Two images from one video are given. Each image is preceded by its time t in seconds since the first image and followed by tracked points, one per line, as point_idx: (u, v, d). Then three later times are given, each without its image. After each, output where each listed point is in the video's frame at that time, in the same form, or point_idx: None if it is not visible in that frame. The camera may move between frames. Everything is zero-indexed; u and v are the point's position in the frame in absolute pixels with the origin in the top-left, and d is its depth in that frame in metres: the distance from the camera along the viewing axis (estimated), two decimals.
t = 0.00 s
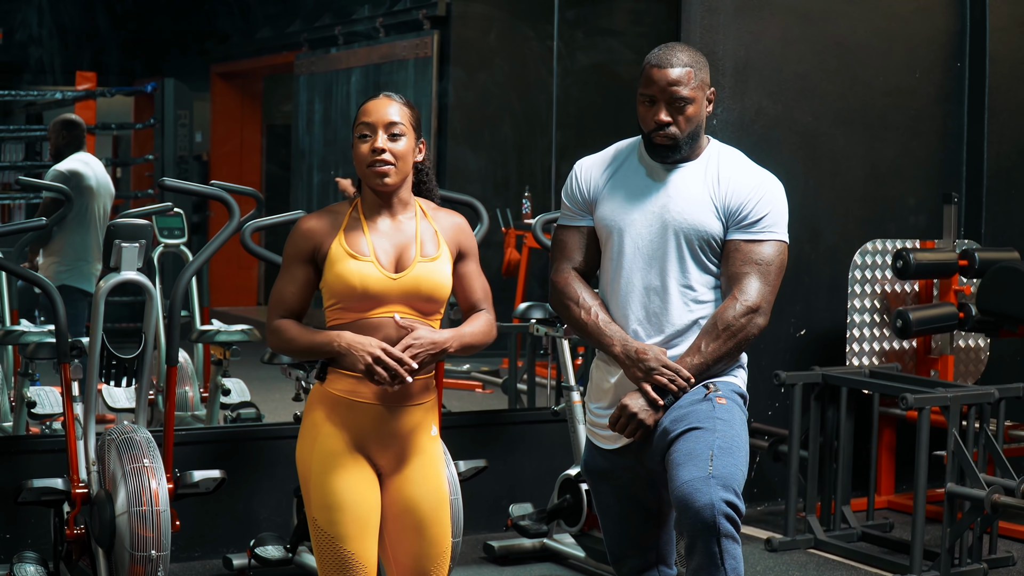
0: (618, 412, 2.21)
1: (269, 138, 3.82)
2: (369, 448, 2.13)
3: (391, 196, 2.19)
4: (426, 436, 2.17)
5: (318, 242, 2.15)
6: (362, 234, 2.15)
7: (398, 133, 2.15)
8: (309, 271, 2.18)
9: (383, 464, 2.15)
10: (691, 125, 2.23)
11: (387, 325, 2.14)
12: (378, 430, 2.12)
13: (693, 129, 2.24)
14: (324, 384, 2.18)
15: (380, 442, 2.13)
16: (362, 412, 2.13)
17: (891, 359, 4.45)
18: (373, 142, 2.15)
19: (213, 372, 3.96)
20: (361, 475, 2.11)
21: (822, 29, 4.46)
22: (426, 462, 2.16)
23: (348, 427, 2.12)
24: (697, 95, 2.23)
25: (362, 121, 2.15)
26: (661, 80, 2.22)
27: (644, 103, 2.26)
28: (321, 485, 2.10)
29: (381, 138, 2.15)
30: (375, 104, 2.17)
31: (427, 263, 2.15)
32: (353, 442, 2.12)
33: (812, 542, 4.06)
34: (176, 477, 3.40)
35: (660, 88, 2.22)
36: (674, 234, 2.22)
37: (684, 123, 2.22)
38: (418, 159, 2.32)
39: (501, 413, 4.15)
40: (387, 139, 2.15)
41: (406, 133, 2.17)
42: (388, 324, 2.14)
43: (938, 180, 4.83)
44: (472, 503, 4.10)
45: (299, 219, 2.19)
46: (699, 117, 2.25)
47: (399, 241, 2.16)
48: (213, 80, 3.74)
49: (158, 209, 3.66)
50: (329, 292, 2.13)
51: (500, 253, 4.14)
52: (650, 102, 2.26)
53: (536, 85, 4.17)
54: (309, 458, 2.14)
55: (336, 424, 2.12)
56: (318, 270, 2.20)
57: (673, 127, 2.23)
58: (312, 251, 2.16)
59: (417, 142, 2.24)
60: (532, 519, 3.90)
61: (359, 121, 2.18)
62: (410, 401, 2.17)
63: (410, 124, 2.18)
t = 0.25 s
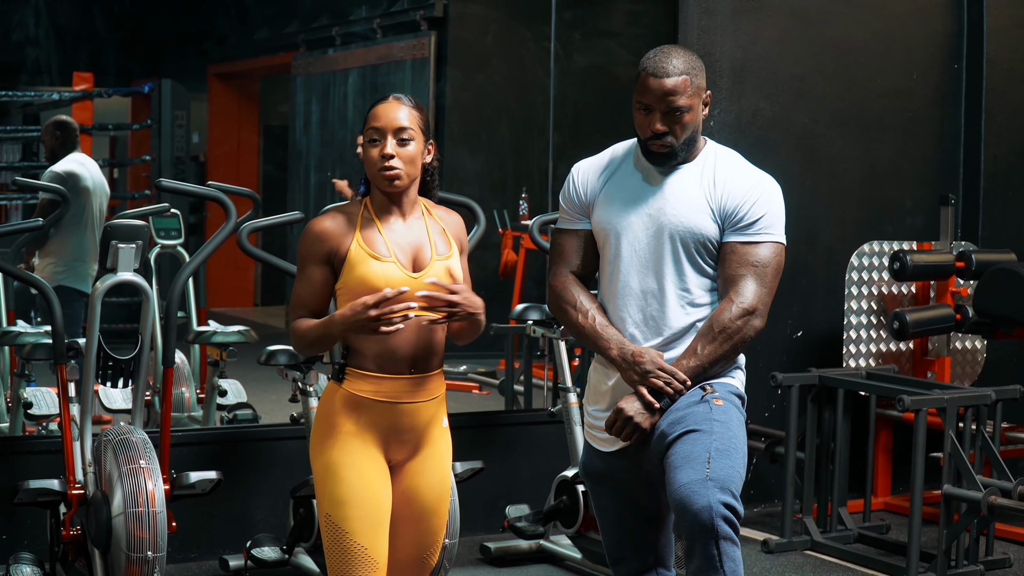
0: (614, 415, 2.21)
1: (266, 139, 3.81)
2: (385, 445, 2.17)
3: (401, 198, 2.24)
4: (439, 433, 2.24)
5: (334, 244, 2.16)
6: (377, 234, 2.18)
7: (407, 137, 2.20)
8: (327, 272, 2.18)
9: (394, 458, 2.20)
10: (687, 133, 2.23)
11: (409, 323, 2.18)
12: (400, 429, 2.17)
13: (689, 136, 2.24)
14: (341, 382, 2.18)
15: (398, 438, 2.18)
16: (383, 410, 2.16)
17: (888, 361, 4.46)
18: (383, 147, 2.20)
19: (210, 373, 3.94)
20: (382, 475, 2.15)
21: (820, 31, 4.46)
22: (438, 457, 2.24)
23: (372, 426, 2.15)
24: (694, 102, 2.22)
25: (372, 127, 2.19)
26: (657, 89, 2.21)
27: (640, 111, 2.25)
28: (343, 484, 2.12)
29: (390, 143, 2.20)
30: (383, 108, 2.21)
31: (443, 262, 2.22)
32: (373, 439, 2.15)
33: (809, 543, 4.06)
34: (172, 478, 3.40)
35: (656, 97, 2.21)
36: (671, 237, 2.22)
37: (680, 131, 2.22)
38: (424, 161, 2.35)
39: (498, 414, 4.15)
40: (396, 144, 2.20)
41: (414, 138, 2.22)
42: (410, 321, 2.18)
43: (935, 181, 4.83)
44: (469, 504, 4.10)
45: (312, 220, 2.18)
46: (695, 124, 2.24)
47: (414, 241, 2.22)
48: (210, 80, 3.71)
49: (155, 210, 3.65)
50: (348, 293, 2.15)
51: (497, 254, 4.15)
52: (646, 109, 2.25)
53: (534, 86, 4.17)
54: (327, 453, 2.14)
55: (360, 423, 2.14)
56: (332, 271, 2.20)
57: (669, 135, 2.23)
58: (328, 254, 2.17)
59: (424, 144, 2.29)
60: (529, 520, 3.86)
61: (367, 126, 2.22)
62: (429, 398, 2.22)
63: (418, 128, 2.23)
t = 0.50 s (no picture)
0: (613, 419, 2.21)
1: (263, 141, 3.80)
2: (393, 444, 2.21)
3: (406, 203, 2.27)
4: (443, 431, 2.31)
5: (343, 246, 2.18)
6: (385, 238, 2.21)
7: (414, 146, 2.23)
8: (333, 274, 2.21)
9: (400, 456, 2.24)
10: (682, 140, 2.22)
11: (413, 326, 2.21)
12: (409, 431, 2.23)
13: (684, 143, 2.23)
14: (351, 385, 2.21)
15: (405, 438, 2.23)
16: (392, 411, 2.19)
17: (885, 363, 4.46)
18: (391, 156, 2.22)
19: (206, 376, 3.92)
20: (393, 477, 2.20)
21: (817, 34, 4.47)
22: (441, 455, 2.31)
23: (385, 429, 2.19)
24: (688, 109, 2.22)
25: (380, 135, 2.21)
26: (651, 95, 2.20)
27: (634, 118, 2.24)
28: (356, 489, 2.15)
29: (399, 152, 2.22)
30: (390, 116, 2.23)
31: (447, 268, 2.25)
32: (382, 440, 2.19)
33: (806, 546, 4.06)
34: (169, 480, 3.39)
35: (651, 104, 2.20)
36: (668, 243, 2.22)
37: (674, 138, 2.21)
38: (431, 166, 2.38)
39: (495, 417, 4.15)
40: (405, 152, 2.22)
41: (421, 146, 2.25)
42: (414, 326, 2.21)
43: (932, 184, 4.83)
44: (465, 507, 4.09)
45: (318, 223, 2.21)
46: (689, 131, 2.24)
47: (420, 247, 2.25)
48: (206, 82, 3.74)
49: (152, 212, 3.65)
50: (355, 295, 2.18)
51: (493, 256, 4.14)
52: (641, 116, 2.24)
53: (531, 88, 4.18)
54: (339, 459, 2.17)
55: (373, 427, 2.18)
56: (338, 274, 2.22)
57: (664, 141, 2.22)
58: (335, 256, 2.19)
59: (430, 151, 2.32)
60: (526, 522, 3.88)
61: (376, 134, 2.24)
62: (436, 398, 2.27)
63: (424, 135, 2.25)
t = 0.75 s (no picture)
0: (611, 422, 2.21)
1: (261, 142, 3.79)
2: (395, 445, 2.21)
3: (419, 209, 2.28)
4: (444, 431, 2.31)
5: (349, 250, 2.18)
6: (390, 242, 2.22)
7: (437, 152, 2.25)
8: (339, 277, 2.19)
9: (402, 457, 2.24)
10: (679, 142, 2.22)
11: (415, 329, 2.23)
12: (412, 432, 2.22)
13: (682, 145, 2.23)
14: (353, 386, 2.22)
15: (408, 439, 2.23)
16: (395, 412, 2.20)
17: (883, 366, 4.47)
18: (421, 161, 2.22)
19: (205, 377, 3.89)
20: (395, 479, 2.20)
21: (815, 36, 4.47)
22: (442, 455, 2.30)
23: (387, 430, 2.19)
24: (686, 111, 2.22)
25: (409, 140, 2.21)
26: (649, 97, 2.19)
27: (632, 120, 2.24)
28: (358, 489, 2.15)
29: (427, 157, 2.23)
30: (411, 122, 2.24)
31: (451, 271, 2.28)
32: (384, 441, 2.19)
33: (804, 548, 4.06)
34: (167, 482, 3.39)
35: (648, 106, 2.20)
36: (666, 246, 2.22)
37: (672, 140, 2.21)
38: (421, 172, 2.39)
39: (493, 419, 4.15)
40: (431, 158, 2.24)
41: (439, 153, 2.27)
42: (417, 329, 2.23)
43: (930, 186, 4.83)
44: (463, 509, 4.10)
45: (321, 228, 2.19)
46: (687, 133, 2.23)
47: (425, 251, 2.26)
48: (205, 84, 3.74)
49: (150, 215, 3.66)
50: (360, 298, 2.19)
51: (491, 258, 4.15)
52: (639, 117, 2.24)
53: (529, 90, 4.18)
54: (342, 460, 2.17)
55: (375, 429, 2.18)
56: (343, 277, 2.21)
57: (662, 144, 2.21)
58: (343, 260, 2.18)
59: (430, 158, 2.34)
60: (523, 524, 3.88)
61: (398, 139, 2.23)
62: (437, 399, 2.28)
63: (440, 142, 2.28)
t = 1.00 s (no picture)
0: (607, 426, 2.21)
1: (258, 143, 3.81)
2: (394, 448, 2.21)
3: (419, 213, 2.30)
4: (442, 433, 2.31)
5: (352, 254, 2.16)
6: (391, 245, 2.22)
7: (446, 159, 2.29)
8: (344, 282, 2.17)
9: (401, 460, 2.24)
10: (674, 143, 2.22)
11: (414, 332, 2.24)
12: (409, 434, 2.22)
13: (676, 145, 2.23)
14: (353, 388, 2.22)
15: (407, 442, 2.23)
16: (395, 415, 2.20)
17: (880, 369, 4.47)
18: (436, 167, 2.25)
19: (201, 380, 3.88)
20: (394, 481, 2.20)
21: (812, 39, 4.47)
22: (441, 458, 2.30)
23: (385, 432, 2.19)
24: (681, 112, 2.22)
25: (428, 146, 2.23)
26: (644, 98, 2.19)
27: (627, 120, 2.24)
28: (357, 490, 2.15)
29: (440, 164, 2.26)
30: (424, 128, 2.26)
31: (448, 273, 2.30)
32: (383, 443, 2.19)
33: (801, 551, 4.05)
34: (164, 484, 3.38)
35: (643, 107, 2.20)
36: (662, 248, 2.22)
37: (667, 141, 2.21)
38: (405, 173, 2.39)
39: (490, 422, 4.15)
40: (442, 165, 2.27)
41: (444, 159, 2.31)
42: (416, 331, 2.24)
43: (927, 189, 4.84)
44: (461, 511, 4.09)
45: (321, 233, 2.17)
46: (682, 134, 2.23)
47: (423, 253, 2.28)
48: (203, 86, 3.74)
49: (148, 216, 3.63)
50: (361, 303, 2.18)
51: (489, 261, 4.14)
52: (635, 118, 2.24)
53: (527, 93, 4.18)
54: (341, 462, 2.17)
55: (373, 431, 2.18)
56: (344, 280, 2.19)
57: (656, 145, 2.22)
58: (346, 265, 2.16)
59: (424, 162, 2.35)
60: (521, 526, 3.90)
61: (412, 144, 2.24)
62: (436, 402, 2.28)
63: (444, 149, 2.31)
